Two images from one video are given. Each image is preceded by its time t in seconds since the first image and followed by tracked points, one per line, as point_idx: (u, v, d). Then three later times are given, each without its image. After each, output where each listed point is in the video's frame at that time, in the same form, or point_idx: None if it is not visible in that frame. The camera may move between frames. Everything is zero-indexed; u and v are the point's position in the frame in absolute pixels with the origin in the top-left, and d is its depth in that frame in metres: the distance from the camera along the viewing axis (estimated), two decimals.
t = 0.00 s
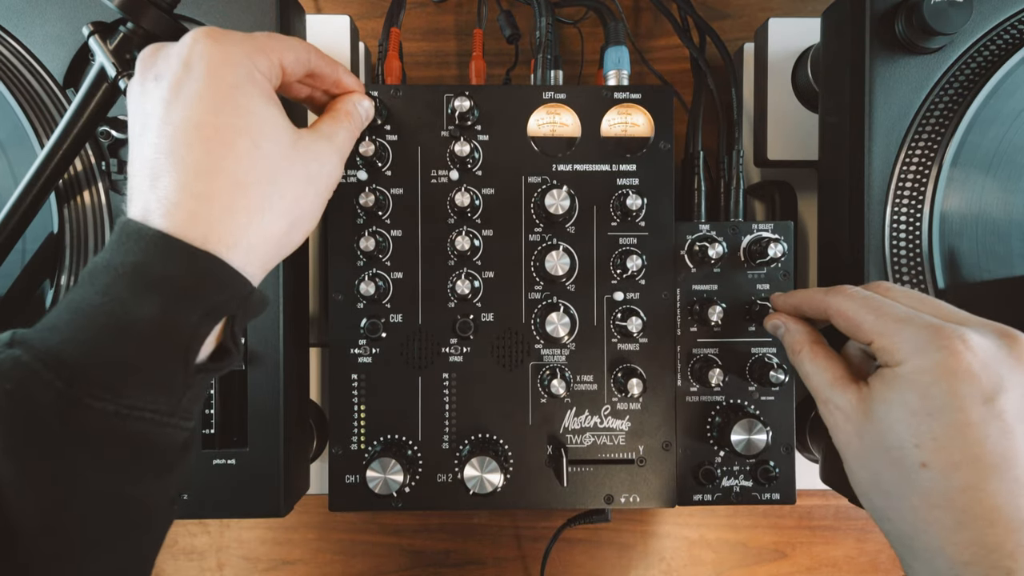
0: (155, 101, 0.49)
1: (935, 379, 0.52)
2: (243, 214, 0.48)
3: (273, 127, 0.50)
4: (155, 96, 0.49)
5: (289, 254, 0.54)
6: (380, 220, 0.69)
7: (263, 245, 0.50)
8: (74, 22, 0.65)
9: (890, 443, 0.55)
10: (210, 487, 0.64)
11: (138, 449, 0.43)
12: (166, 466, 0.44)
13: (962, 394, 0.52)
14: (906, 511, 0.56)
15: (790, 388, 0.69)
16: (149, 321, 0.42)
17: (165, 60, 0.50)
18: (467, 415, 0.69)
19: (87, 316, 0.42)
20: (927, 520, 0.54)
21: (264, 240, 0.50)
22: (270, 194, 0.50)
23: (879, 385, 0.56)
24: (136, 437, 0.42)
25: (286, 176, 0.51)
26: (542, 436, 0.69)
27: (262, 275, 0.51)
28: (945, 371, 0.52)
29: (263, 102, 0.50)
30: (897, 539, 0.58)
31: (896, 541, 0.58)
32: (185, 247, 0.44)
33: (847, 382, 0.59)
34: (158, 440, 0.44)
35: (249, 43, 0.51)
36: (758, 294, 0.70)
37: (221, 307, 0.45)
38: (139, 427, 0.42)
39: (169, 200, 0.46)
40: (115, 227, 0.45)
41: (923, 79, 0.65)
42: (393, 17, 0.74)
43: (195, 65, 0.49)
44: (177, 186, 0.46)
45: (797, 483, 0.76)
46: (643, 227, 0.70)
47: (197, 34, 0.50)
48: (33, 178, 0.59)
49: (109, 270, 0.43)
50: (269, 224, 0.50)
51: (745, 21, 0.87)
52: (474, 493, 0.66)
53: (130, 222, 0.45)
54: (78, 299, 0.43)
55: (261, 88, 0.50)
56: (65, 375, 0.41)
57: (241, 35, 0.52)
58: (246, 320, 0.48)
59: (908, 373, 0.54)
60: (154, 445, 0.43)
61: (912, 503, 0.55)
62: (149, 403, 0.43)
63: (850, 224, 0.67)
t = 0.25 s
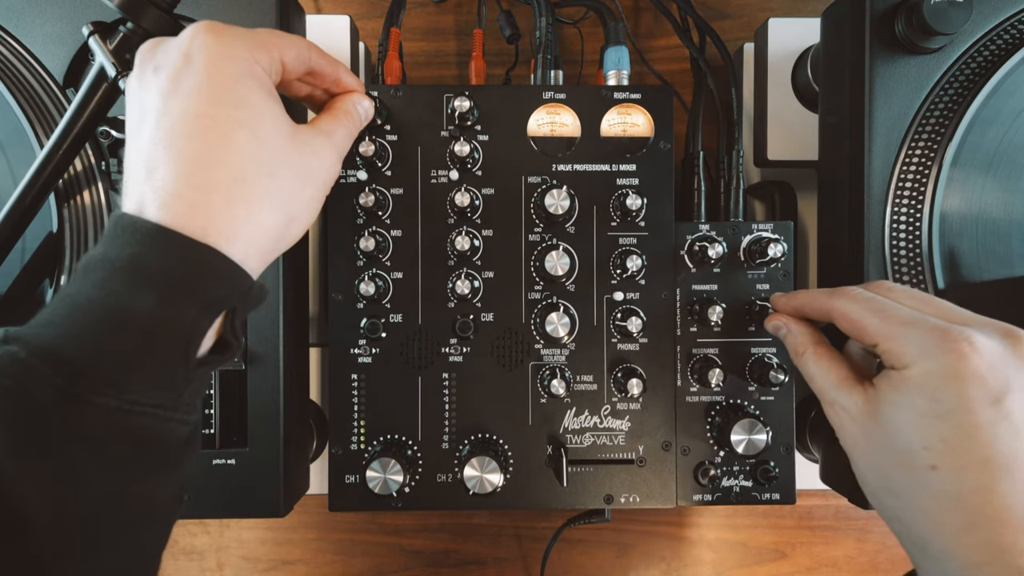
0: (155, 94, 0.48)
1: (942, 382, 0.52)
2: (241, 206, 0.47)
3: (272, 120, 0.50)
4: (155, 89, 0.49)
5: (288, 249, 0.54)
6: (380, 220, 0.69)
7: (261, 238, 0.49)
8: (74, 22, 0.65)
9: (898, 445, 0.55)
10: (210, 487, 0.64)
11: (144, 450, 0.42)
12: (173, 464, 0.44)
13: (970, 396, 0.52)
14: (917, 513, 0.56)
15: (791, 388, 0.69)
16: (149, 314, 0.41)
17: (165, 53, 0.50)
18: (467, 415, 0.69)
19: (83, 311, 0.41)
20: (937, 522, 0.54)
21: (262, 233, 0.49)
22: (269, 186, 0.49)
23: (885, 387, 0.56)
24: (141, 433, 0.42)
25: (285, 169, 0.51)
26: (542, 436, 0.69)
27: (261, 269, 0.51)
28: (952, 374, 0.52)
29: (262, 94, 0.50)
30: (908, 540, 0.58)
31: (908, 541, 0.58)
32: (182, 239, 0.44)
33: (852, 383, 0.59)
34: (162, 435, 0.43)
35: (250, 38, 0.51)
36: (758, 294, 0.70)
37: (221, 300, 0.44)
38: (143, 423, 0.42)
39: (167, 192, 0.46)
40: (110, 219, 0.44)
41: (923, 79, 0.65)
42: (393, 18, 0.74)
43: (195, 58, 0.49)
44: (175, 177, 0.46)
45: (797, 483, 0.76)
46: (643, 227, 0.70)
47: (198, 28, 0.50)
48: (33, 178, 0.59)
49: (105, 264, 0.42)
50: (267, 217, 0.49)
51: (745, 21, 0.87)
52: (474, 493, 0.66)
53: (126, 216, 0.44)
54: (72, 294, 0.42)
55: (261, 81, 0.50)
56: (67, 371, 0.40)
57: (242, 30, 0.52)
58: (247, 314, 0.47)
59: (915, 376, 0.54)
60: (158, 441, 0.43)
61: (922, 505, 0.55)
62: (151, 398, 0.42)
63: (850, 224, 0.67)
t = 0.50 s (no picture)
0: (154, 90, 0.48)
1: (949, 382, 0.53)
2: (240, 202, 0.47)
3: (271, 117, 0.50)
4: (154, 85, 0.48)
5: (286, 246, 0.54)
6: (380, 220, 0.69)
7: (259, 234, 0.49)
8: (74, 22, 0.65)
9: (908, 446, 0.56)
10: (210, 488, 0.64)
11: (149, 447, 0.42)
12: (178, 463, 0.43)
13: (977, 395, 0.53)
14: (928, 513, 0.56)
15: (790, 388, 0.69)
16: (154, 307, 0.41)
17: (165, 49, 0.49)
18: (467, 415, 0.69)
19: (84, 307, 0.41)
20: (950, 521, 0.55)
21: (260, 229, 0.49)
22: (268, 183, 0.49)
23: (892, 387, 0.56)
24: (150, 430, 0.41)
25: (284, 166, 0.51)
26: (542, 436, 0.69)
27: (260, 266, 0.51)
28: (958, 373, 0.53)
29: (262, 91, 0.50)
30: (921, 540, 0.58)
31: (921, 542, 0.58)
32: (184, 233, 0.43)
33: (857, 383, 0.59)
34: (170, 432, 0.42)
35: (250, 35, 0.51)
36: (758, 294, 0.70)
37: (223, 293, 0.44)
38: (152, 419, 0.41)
39: (165, 186, 0.45)
40: (107, 213, 0.44)
41: (923, 79, 0.65)
42: (393, 18, 0.74)
43: (195, 55, 0.48)
44: (173, 172, 0.46)
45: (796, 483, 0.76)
46: (643, 227, 0.70)
47: (198, 24, 0.50)
48: (33, 178, 0.59)
49: (103, 260, 0.42)
50: (265, 213, 0.49)
51: (745, 21, 0.87)
52: (474, 493, 0.66)
53: (123, 210, 0.44)
54: (72, 291, 0.41)
55: (261, 78, 0.50)
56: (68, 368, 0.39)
57: (242, 27, 0.52)
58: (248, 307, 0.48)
59: (921, 376, 0.54)
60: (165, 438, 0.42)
61: (934, 505, 0.56)
62: (159, 394, 0.42)
63: (850, 224, 0.67)
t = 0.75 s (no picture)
0: (157, 87, 0.48)
1: (957, 378, 0.54)
2: (244, 199, 0.47)
3: (275, 114, 0.50)
4: (157, 83, 0.48)
5: (289, 244, 0.53)
6: (380, 220, 0.69)
7: (261, 231, 0.49)
8: (74, 22, 0.65)
9: (920, 442, 0.56)
10: (210, 488, 0.64)
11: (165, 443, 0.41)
12: (192, 458, 0.43)
13: (986, 389, 0.53)
14: (944, 507, 0.57)
15: (791, 388, 0.69)
16: (163, 306, 0.41)
17: (168, 46, 0.49)
18: (467, 415, 0.69)
19: (93, 307, 0.40)
20: (968, 516, 0.56)
21: (263, 226, 0.49)
22: (271, 180, 0.49)
23: (901, 385, 0.57)
24: (166, 426, 0.41)
25: (287, 163, 0.51)
26: (542, 436, 0.69)
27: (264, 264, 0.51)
28: (965, 369, 0.53)
29: (266, 88, 0.50)
30: (939, 533, 0.59)
31: (940, 536, 0.59)
32: (191, 230, 0.43)
33: (865, 381, 0.59)
34: (185, 429, 0.42)
35: (254, 34, 0.51)
36: (758, 294, 0.70)
37: (232, 289, 0.44)
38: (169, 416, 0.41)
39: (168, 182, 0.45)
40: (108, 211, 0.44)
41: (923, 79, 0.65)
42: (393, 18, 0.74)
43: (199, 52, 0.48)
44: (176, 169, 0.46)
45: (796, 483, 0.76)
46: (643, 227, 0.70)
47: (202, 22, 0.50)
48: (33, 178, 0.59)
49: (107, 259, 0.42)
50: (268, 210, 0.49)
51: (745, 21, 0.87)
52: (474, 493, 0.66)
53: (125, 208, 0.44)
54: (76, 291, 0.41)
55: (264, 76, 0.50)
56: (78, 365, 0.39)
57: (246, 26, 0.52)
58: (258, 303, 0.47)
59: (929, 373, 0.55)
60: (182, 435, 0.42)
61: (951, 500, 0.56)
62: (174, 392, 0.42)
63: (850, 224, 0.67)
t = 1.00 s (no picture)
0: (159, 86, 0.48)
1: (958, 374, 0.54)
2: (246, 197, 0.47)
3: (277, 112, 0.50)
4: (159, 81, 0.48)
5: (291, 243, 0.53)
6: (380, 220, 0.69)
7: (264, 229, 0.49)
8: (74, 22, 0.65)
9: (928, 439, 0.56)
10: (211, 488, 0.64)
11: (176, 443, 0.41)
12: (201, 457, 0.43)
13: (988, 385, 0.53)
14: (957, 502, 0.57)
15: (790, 388, 0.69)
16: (171, 302, 0.41)
17: (169, 45, 0.49)
18: (467, 415, 0.68)
19: (99, 305, 0.40)
20: (981, 510, 0.56)
21: (265, 224, 0.49)
22: (273, 178, 0.49)
23: (903, 382, 0.57)
24: (176, 425, 0.41)
25: (288, 162, 0.51)
26: (542, 436, 0.69)
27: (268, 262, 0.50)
28: (967, 364, 0.53)
29: (268, 87, 0.50)
30: (954, 528, 0.59)
31: (954, 531, 0.59)
32: (196, 227, 0.43)
33: (868, 379, 0.60)
34: (194, 428, 0.42)
35: (256, 32, 0.51)
36: (758, 294, 0.70)
37: (238, 287, 0.44)
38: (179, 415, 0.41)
39: (170, 180, 0.45)
40: (108, 210, 0.44)
41: (923, 79, 0.65)
42: (393, 18, 0.74)
43: (201, 51, 0.48)
44: (178, 167, 0.45)
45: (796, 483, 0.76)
46: (643, 227, 0.70)
47: (204, 21, 0.50)
48: (33, 178, 0.59)
49: (110, 258, 0.42)
50: (270, 208, 0.49)
51: (745, 21, 0.87)
52: (474, 493, 0.66)
53: (128, 206, 0.44)
54: (79, 290, 0.41)
55: (267, 74, 0.50)
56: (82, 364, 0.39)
57: (248, 25, 0.52)
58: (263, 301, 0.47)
59: (930, 370, 0.55)
60: (191, 433, 0.42)
61: (962, 496, 0.56)
62: (183, 390, 0.41)
63: (850, 224, 0.67)
